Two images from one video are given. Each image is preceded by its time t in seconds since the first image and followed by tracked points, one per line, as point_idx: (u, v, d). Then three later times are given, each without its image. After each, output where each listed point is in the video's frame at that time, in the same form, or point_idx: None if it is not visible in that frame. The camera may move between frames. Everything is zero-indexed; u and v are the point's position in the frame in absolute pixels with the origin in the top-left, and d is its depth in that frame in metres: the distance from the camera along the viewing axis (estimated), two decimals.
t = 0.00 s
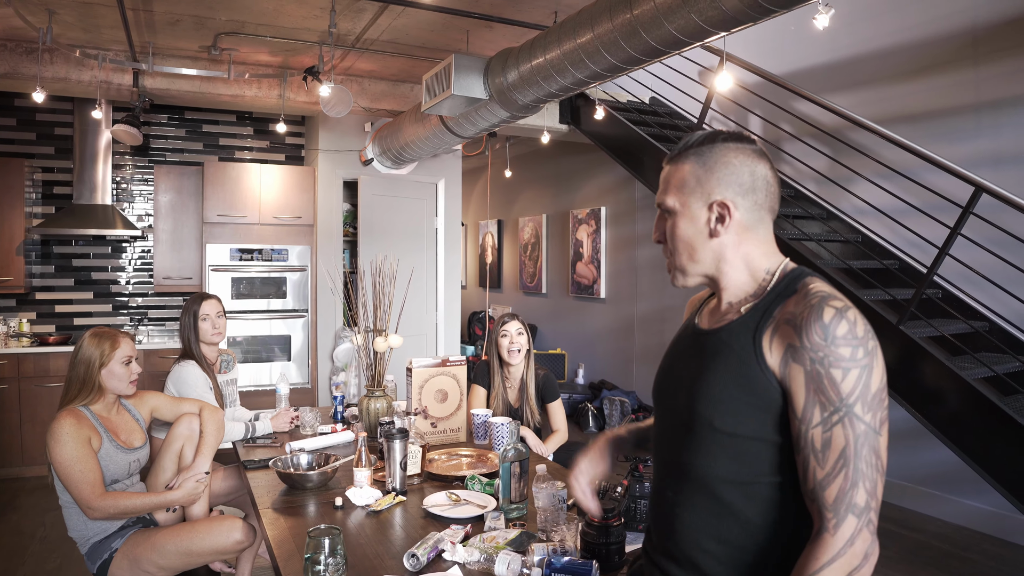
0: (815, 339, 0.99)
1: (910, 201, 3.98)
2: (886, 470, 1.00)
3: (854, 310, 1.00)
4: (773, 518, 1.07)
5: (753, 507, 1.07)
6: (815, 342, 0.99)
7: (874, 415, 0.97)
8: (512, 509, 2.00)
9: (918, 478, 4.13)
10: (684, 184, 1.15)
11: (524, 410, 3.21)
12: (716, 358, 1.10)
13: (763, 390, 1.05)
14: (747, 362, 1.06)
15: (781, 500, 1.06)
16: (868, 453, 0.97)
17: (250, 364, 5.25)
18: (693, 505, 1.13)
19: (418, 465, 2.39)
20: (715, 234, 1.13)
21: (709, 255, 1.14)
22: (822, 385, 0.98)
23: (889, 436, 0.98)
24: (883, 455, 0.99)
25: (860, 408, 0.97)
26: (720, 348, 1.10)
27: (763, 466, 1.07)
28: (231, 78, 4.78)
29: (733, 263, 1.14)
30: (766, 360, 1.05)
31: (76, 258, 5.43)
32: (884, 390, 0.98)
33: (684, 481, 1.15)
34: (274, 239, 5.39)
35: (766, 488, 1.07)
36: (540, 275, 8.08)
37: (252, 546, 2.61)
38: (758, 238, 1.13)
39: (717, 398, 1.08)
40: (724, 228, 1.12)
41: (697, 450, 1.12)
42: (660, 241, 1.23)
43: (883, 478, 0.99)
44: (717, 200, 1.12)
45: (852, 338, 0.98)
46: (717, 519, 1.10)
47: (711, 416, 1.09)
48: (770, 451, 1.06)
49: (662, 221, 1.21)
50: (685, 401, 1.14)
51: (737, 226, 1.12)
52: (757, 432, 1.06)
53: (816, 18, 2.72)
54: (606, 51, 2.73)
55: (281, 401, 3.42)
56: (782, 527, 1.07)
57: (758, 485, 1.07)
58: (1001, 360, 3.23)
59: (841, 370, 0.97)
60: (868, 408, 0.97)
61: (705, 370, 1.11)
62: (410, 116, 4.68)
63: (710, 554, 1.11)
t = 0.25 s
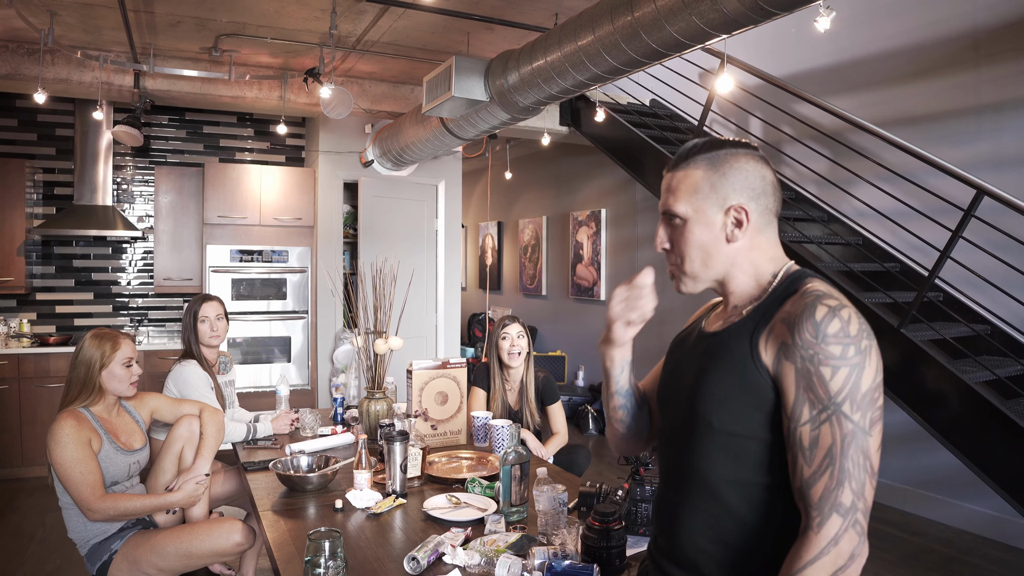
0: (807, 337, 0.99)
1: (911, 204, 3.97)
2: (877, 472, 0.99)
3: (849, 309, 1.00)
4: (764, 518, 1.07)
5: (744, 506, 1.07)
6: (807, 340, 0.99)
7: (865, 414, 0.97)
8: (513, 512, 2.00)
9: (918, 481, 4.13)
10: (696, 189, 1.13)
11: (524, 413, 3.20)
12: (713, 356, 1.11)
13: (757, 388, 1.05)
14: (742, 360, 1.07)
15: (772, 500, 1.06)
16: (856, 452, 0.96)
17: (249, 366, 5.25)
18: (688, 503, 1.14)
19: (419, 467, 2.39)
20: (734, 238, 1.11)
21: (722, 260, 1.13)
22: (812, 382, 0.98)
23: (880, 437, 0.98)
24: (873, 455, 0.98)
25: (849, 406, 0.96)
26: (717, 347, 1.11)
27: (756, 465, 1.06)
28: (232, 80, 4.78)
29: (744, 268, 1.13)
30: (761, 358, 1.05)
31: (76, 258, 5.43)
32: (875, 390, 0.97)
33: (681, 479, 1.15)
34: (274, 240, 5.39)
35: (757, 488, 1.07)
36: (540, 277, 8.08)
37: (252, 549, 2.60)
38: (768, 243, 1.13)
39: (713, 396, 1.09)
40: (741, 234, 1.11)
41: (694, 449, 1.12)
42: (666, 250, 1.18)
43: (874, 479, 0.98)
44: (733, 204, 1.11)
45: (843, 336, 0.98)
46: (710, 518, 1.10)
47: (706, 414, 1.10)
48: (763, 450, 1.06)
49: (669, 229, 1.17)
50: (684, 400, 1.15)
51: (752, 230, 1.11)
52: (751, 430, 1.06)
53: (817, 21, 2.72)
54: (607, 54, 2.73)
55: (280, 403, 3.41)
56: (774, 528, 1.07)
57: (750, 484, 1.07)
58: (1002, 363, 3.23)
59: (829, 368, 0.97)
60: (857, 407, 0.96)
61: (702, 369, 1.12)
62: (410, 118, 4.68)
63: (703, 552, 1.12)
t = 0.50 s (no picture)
0: (822, 345, 0.98)
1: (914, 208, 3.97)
2: (894, 477, 0.99)
3: (861, 316, 0.99)
4: (781, 527, 1.06)
5: (761, 516, 1.06)
6: (822, 348, 0.98)
7: (882, 421, 0.97)
8: (515, 517, 1.99)
9: (921, 486, 4.12)
10: (709, 192, 1.11)
11: (525, 412, 3.21)
12: (723, 366, 1.10)
13: (771, 397, 1.04)
14: (754, 370, 1.06)
15: (789, 508, 1.05)
16: (875, 459, 0.96)
17: (251, 369, 5.24)
18: (702, 514, 1.12)
19: (420, 471, 2.38)
20: (741, 244, 1.11)
21: (729, 265, 1.13)
22: (829, 391, 0.97)
23: (896, 442, 0.98)
24: (891, 461, 0.98)
25: (867, 413, 0.96)
26: (727, 355, 1.10)
27: (772, 474, 1.06)
28: (234, 83, 4.79)
29: (749, 274, 1.13)
30: (773, 367, 1.04)
31: (78, 262, 5.44)
32: (891, 396, 0.97)
33: (693, 490, 1.14)
34: (276, 244, 5.40)
35: (774, 497, 1.06)
36: (541, 281, 8.08)
37: (254, 553, 2.59)
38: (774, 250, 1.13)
39: (725, 406, 1.08)
40: (751, 240, 1.11)
41: (707, 460, 1.11)
42: (666, 247, 1.17)
43: (891, 485, 0.98)
44: (744, 211, 1.10)
45: (858, 344, 0.97)
46: (726, 528, 1.09)
47: (719, 424, 1.09)
48: (777, 459, 1.05)
49: (675, 228, 1.15)
50: (693, 409, 1.14)
51: (761, 238, 1.11)
52: (765, 439, 1.05)
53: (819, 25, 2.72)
54: (609, 57, 2.73)
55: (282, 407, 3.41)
56: (790, 537, 1.06)
57: (767, 493, 1.06)
58: (1005, 367, 3.22)
59: (847, 376, 0.97)
60: (875, 414, 0.96)
61: (712, 378, 1.11)
62: (412, 122, 4.68)
63: (719, 563, 1.10)
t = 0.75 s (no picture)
0: (826, 349, 0.98)
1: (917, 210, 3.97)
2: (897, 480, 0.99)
3: (864, 320, 0.99)
4: (785, 531, 1.05)
5: (764, 519, 1.06)
6: (826, 352, 0.98)
7: (886, 425, 0.97)
8: (516, 519, 1.98)
9: (923, 488, 4.11)
10: (716, 191, 1.10)
11: (523, 409, 3.22)
12: (726, 370, 1.09)
13: (774, 401, 1.04)
14: (757, 373, 1.05)
15: (792, 512, 1.05)
16: (879, 462, 0.96)
17: (252, 370, 5.24)
18: (704, 518, 1.12)
19: (422, 473, 2.38)
20: (745, 244, 1.11)
21: (731, 266, 1.12)
22: (833, 395, 0.97)
23: (900, 445, 0.97)
24: (894, 464, 0.98)
25: (871, 417, 0.96)
26: (729, 359, 1.09)
27: (774, 478, 1.05)
28: (236, 85, 4.79)
29: (751, 275, 1.13)
30: (776, 371, 1.04)
31: (80, 263, 5.44)
32: (894, 400, 0.97)
33: (695, 494, 1.14)
34: (278, 245, 5.40)
35: (778, 500, 1.05)
36: (543, 283, 8.07)
37: (255, 554, 2.59)
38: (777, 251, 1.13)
39: (728, 410, 1.08)
40: (755, 241, 1.11)
41: (710, 464, 1.10)
42: (667, 245, 1.16)
43: (895, 488, 0.98)
44: (750, 212, 1.10)
45: (862, 348, 0.97)
46: (728, 532, 1.09)
47: (722, 428, 1.08)
48: (781, 463, 1.05)
49: (680, 225, 1.13)
50: (695, 414, 1.13)
51: (765, 240, 1.11)
52: (768, 443, 1.05)
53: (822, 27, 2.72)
54: (611, 59, 2.73)
55: (283, 408, 3.41)
56: (794, 540, 1.05)
57: (770, 497, 1.06)
58: (1008, 369, 3.22)
59: (851, 380, 0.96)
60: (879, 417, 0.96)
61: (714, 382, 1.10)
62: (414, 123, 4.68)
63: (722, 568, 1.10)
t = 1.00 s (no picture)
0: (825, 350, 0.98)
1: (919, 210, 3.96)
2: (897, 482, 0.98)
3: (863, 321, 0.99)
4: (783, 532, 1.05)
5: (762, 520, 1.06)
6: (824, 353, 0.98)
7: (885, 426, 0.96)
8: (519, 519, 1.98)
9: (925, 489, 4.10)
10: (717, 189, 1.10)
11: (520, 407, 3.24)
12: (723, 370, 1.09)
13: (773, 402, 1.04)
14: (755, 375, 1.05)
15: (790, 513, 1.05)
16: (879, 464, 0.96)
17: (254, 371, 5.24)
18: (702, 520, 1.12)
19: (425, 474, 2.38)
20: (747, 243, 1.10)
21: (732, 265, 1.12)
22: (832, 396, 0.97)
23: (899, 446, 0.97)
24: (894, 465, 0.98)
25: (870, 418, 0.96)
26: (727, 360, 1.09)
27: (773, 479, 1.05)
28: (239, 86, 4.80)
29: (752, 274, 1.13)
30: (775, 372, 1.04)
31: (83, 263, 5.45)
32: (893, 401, 0.97)
33: (693, 495, 1.14)
34: (280, 246, 5.40)
35: (776, 502, 1.05)
36: (545, 283, 8.07)
37: (259, 554, 2.59)
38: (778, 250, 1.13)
39: (727, 412, 1.07)
40: (756, 240, 1.11)
41: (708, 465, 1.10)
42: (668, 244, 1.15)
43: (894, 489, 0.98)
44: (750, 210, 1.10)
45: (861, 349, 0.97)
46: (727, 533, 1.09)
47: (721, 429, 1.08)
48: (780, 464, 1.05)
49: (680, 224, 1.13)
50: (692, 414, 1.13)
51: (766, 238, 1.11)
52: (766, 444, 1.05)
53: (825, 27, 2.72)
54: (614, 60, 2.73)
55: (286, 408, 3.41)
56: (792, 542, 1.05)
57: (769, 498, 1.06)
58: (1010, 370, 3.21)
59: (850, 381, 0.96)
60: (878, 418, 0.96)
61: (712, 383, 1.10)
62: (416, 124, 4.68)
63: (721, 569, 1.10)
